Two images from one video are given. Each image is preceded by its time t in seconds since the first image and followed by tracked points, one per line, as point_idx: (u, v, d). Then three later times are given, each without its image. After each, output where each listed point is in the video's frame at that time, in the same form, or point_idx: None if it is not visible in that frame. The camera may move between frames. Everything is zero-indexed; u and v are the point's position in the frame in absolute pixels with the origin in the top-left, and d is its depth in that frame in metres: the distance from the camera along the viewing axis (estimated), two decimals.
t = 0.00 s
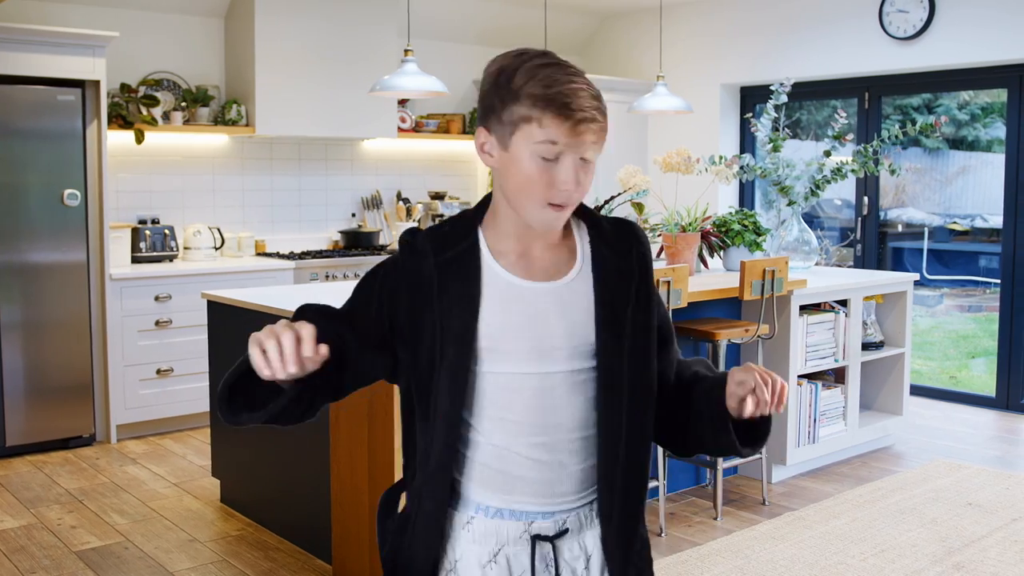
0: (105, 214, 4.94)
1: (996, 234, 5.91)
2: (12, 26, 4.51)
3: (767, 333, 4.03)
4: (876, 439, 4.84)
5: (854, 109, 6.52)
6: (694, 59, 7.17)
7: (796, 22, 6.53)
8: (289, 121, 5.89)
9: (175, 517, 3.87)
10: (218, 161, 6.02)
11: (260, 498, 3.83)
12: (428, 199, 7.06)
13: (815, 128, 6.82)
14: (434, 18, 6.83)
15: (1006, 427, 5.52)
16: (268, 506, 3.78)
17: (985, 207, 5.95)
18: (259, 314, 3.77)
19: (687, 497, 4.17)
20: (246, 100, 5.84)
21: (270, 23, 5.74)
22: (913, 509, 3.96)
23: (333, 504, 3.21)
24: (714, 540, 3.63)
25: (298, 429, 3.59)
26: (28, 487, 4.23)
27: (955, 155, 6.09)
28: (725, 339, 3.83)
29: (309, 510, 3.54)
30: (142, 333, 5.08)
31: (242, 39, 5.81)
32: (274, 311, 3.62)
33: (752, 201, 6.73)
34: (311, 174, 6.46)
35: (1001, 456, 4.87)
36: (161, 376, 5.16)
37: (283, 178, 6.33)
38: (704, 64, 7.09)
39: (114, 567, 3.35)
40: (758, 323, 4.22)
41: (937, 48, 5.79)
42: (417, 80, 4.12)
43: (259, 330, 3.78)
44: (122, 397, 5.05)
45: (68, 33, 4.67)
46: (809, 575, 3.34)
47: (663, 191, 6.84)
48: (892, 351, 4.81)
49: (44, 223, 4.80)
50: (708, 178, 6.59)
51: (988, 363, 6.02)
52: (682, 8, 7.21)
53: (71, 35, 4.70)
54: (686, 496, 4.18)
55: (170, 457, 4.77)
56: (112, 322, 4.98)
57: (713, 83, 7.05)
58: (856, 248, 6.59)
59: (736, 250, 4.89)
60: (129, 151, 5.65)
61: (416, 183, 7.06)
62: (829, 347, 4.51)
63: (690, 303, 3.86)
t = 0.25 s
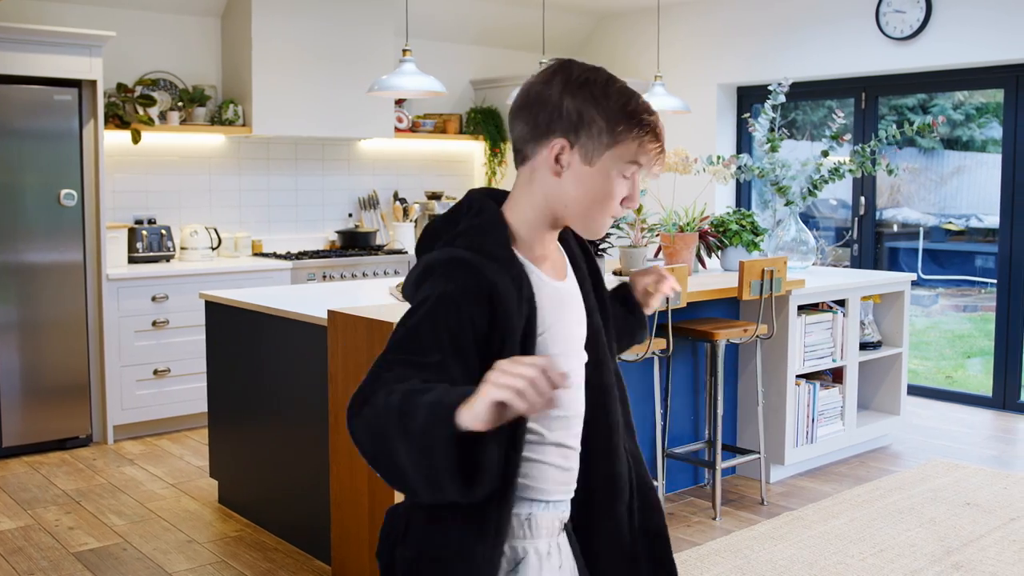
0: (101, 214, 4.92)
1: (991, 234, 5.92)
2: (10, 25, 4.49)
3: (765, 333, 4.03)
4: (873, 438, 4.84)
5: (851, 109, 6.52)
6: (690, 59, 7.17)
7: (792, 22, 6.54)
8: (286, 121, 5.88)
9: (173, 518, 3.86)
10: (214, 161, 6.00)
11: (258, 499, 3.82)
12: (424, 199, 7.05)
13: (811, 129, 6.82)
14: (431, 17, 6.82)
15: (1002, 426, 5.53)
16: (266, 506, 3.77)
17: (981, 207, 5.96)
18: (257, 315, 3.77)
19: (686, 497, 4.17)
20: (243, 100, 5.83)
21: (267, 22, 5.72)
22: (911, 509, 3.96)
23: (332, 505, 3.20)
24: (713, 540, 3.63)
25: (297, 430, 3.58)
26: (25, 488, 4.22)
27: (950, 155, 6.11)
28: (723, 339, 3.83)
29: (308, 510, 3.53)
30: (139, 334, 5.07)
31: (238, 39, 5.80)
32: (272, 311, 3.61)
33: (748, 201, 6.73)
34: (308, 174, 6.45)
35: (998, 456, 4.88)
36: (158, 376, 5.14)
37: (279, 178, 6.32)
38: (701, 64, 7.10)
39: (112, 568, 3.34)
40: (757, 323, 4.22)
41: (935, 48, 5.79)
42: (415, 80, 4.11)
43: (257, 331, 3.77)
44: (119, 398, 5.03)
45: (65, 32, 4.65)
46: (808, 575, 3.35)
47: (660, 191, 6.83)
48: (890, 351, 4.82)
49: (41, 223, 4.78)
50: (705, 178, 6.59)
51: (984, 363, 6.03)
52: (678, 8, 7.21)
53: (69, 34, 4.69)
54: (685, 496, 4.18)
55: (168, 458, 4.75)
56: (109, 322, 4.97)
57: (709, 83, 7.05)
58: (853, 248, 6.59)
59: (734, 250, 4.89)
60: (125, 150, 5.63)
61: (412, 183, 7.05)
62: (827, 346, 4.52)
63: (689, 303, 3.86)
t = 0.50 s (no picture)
0: (98, 214, 4.91)
1: (987, 234, 5.93)
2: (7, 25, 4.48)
3: (764, 333, 4.03)
4: (871, 438, 4.85)
5: (847, 109, 6.53)
6: (687, 59, 7.17)
7: (789, 22, 6.54)
8: (283, 121, 5.87)
9: (171, 519, 3.85)
10: (212, 160, 5.99)
11: (257, 500, 3.81)
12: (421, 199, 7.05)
13: (807, 129, 6.83)
14: (428, 17, 6.82)
15: (999, 426, 5.53)
16: (265, 507, 3.76)
17: (976, 207, 5.97)
18: (255, 315, 3.75)
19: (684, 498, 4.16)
20: (240, 99, 5.82)
21: (263, 22, 5.71)
22: (910, 508, 3.96)
23: (331, 506, 3.20)
24: (712, 540, 3.63)
25: (296, 430, 3.57)
26: (22, 489, 4.21)
27: (945, 155, 6.12)
28: (722, 339, 3.83)
29: (307, 511, 3.52)
30: (136, 334, 5.06)
31: (235, 39, 5.79)
32: (270, 312, 3.60)
33: (745, 201, 6.74)
34: (305, 174, 6.44)
35: (995, 455, 4.89)
36: (155, 377, 5.13)
37: (276, 178, 6.31)
38: (697, 64, 7.10)
39: (111, 570, 3.33)
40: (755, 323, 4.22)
41: (931, 47, 5.80)
42: (413, 80, 4.10)
43: (255, 332, 3.76)
44: (116, 398, 5.02)
45: (61, 32, 4.64)
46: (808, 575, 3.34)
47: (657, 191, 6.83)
48: (887, 351, 4.83)
49: (38, 223, 4.77)
50: (703, 178, 6.59)
51: (980, 363, 6.04)
52: (675, 8, 7.21)
53: (66, 34, 4.68)
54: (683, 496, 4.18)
55: (165, 459, 4.74)
56: (106, 322, 4.96)
57: (706, 83, 7.06)
58: (850, 248, 6.60)
59: (732, 250, 4.89)
60: (122, 150, 5.62)
61: (409, 183, 7.05)
62: (825, 347, 4.52)
63: (688, 303, 3.86)
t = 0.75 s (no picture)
0: (95, 214, 4.90)
1: (983, 234, 5.94)
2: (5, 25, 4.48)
3: (762, 332, 4.03)
4: (869, 438, 4.85)
5: (844, 109, 6.54)
6: (684, 59, 7.17)
7: (786, 22, 6.55)
8: (279, 121, 5.86)
9: (169, 520, 3.84)
10: (208, 160, 5.98)
11: (255, 501, 3.80)
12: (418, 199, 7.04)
13: (802, 129, 6.84)
14: (424, 17, 6.81)
15: (995, 425, 5.54)
16: (263, 507, 3.75)
17: (971, 207, 5.99)
18: (253, 316, 3.74)
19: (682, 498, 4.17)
20: (237, 99, 5.81)
21: (260, 22, 5.70)
22: (908, 508, 3.97)
23: (331, 510, 3.19)
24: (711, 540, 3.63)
25: (294, 431, 3.57)
26: (19, 490, 4.19)
27: (940, 155, 6.13)
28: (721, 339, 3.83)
29: (305, 511, 3.52)
30: (132, 334, 5.05)
31: (232, 39, 5.78)
32: (269, 312, 3.59)
33: (742, 201, 6.74)
34: (302, 174, 6.43)
35: (992, 455, 4.90)
36: (152, 377, 5.12)
37: (273, 178, 6.30)
38: (694, 64, 7.11)
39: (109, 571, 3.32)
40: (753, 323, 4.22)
41: (928, 48, 5.81)
42: (411, 80, 4.10)
43: (253, 332, 3.75)
44: (113, 399, 5.01)
45: (58, 32, 4.63)
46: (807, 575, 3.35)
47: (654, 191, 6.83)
48: (885, 351, 4.83)
49: (34, 224, 4.76)
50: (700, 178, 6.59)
51: (976, 362, 6.05)
52: (671, 8, 7.21)
53: (62, 33, 4.66)
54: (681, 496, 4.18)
55: (162, 459, 4.73)
56: (103, 323, 4.95)
57: (703, 83, 7.06)
58: (846, 248, 6.60)
59: (729, 250, 4.90)
60: (119, 150, 5.61)
61: (406, 183, 7.04)
62: (823, 347, 4.52)
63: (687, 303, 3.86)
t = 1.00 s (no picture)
0: (92, 214, 4.89)
1: (979, 234, 5.95)
2: (2, 24, 4.46)
3: (760, 332, 4.04)
4: (866, 437, 4.85)
5: (841, 109, 6.54)
6: (681, 58, 7.17)
7: (783, 22, 6.56)
8: (276, 121, 5.84)
9: (166, 521, 3.83)
10: (205, 160, 5.96)
11: (252, 501, 3.79)
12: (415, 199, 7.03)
13: (798, 129, 6.84)
14: (421, 17, 6.80)
15: (992, 425, 5.55)
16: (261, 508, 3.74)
17: (966, 207, 6.00)
18: (251, 316, 3.73)
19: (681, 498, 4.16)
20: (233, 99, 5.79)
21: (256, 22, 5.69)
22: (906, 507, 3.97)
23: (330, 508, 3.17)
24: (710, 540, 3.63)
25: (292, 432, 3.56)
26: (16, 491, 4.18)
27: (935, 155, 6.14)
28: (719, 339, 3.83)
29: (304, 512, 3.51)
30: (129, 335, 5.04)
31: (229, 38, 5.77)
32: (267, 313, 3.58)
33: (740, 201, 6.74)
34: (298, 174, 6.41)
35: (989, 454, 4.90)
36: (149, 378, 5.11)
37: (270, 178, 6.28)
38: (690, 64, 7.11)
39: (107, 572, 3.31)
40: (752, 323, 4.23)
41: (925, 48, 5.82)
42: (409, 80, 4.09)
43: (251, 333, 3.74)
44: (110, 400, 5.00)
45: (55, 31, 4.62)
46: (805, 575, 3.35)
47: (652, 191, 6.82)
48: (882, 351, 4.84)
49: (31, 224, 4.74)
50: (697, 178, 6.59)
51: (972, 362, 6.06)
52: (668, 8, 7.21)
53: (58, 32, 4.65)
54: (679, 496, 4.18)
55: (159, 460, 4.72)
56: (100, 324, 4.93)
57: (700, 83, 7.06)
58: (843, 248, 6.61)
59: (727, 250, 4.90)
60: (115, 150, 5.59)
61: (403, 183, 7.03)
62: (821, 346, 4.53)
63: (685, 303, 3.86)
